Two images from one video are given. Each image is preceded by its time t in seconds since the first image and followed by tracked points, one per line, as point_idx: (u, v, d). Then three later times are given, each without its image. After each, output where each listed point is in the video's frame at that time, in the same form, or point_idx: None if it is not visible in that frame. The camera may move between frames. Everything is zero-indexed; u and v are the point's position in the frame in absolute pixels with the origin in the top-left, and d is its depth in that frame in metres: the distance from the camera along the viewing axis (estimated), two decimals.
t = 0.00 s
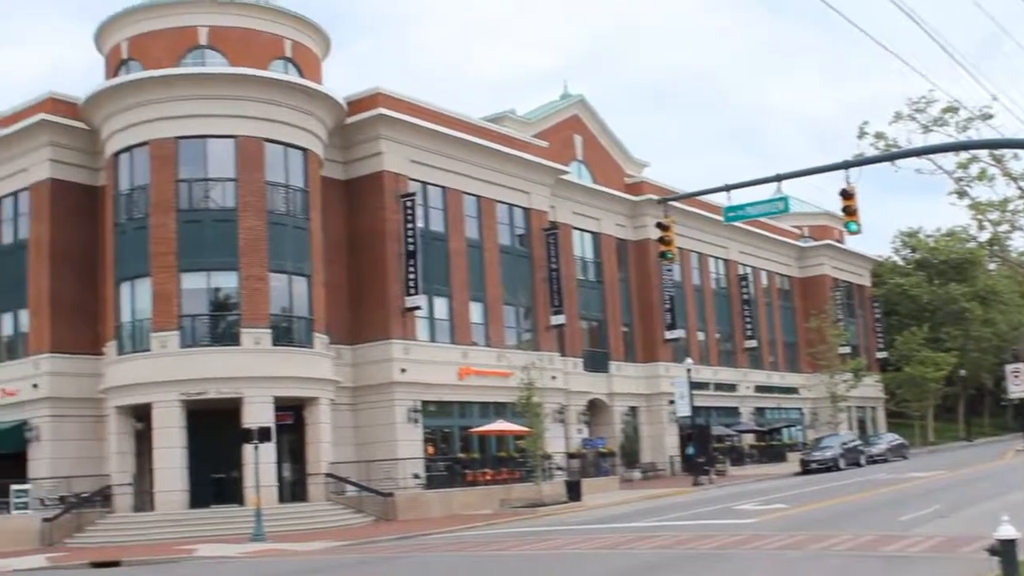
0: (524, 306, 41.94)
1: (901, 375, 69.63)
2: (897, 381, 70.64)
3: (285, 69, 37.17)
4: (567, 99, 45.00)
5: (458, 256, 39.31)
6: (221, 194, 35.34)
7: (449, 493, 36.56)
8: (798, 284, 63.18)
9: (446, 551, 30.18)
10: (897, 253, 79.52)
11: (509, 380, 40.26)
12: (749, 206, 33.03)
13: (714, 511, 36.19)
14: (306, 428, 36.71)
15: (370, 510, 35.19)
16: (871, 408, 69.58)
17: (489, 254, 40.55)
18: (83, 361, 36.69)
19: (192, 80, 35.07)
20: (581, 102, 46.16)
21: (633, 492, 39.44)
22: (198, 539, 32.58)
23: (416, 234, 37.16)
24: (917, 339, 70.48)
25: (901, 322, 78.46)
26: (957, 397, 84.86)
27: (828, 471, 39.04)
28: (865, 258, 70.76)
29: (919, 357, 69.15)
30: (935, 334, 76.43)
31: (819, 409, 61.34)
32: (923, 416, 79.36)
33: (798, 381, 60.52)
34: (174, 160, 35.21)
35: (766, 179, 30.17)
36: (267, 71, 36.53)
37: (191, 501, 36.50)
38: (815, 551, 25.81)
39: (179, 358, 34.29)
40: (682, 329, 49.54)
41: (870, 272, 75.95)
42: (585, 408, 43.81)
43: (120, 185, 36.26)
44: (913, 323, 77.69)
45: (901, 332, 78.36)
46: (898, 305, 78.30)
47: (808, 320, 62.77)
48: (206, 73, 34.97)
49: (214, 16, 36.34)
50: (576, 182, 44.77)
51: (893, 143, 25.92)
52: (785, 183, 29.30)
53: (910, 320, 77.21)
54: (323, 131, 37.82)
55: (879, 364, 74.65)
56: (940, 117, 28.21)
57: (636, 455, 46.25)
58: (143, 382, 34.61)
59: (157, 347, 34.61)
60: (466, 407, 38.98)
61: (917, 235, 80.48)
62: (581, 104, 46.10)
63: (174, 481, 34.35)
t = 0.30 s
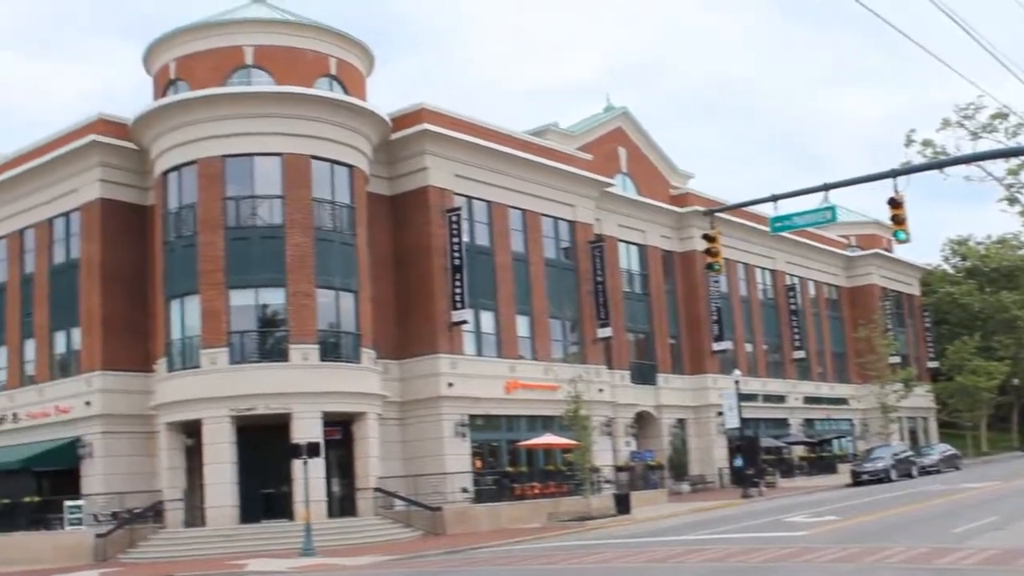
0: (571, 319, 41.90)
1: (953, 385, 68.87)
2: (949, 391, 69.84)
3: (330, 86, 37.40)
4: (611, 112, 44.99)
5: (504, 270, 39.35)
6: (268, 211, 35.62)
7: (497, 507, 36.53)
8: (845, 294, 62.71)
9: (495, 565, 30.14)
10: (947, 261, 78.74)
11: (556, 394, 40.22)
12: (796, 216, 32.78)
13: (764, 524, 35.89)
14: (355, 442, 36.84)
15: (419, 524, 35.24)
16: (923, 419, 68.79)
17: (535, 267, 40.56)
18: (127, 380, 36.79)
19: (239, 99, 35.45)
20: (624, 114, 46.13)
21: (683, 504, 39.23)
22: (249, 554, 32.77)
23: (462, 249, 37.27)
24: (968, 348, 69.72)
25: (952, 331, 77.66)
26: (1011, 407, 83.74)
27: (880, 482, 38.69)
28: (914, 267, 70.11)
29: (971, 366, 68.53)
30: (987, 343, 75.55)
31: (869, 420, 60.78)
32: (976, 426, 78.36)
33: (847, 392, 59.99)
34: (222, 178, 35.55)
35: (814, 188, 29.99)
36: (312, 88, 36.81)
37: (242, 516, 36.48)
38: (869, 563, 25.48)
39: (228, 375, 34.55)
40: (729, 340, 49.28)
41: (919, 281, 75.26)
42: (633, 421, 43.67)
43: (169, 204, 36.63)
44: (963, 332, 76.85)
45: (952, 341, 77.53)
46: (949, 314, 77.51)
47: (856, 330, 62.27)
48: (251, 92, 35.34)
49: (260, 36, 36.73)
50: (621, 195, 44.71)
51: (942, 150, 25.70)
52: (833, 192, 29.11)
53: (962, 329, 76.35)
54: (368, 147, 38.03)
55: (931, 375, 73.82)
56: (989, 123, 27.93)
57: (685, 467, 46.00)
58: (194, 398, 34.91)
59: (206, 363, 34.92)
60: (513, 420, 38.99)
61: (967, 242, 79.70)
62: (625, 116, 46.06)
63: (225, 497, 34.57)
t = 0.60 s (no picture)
0: (610, 323, 41.83)
1: (996, 390, 68.30)
2: (993, 396, 69.14)
3: (369, 93, 37.56)
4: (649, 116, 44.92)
5: (542, 275, 39.35)
6: (307, 217, 35.80)
7: (536, 512, 36.48)
8: (886, 298, 62.23)
9: (534, 569, 30.09)
10: (989, 265, 78.04)
11: (596, 399, 40.18)
12: (837, 219, 32.48)
13: (806, 529, 35.62)
14: (394, 447, 36.84)
15: (458, 529, 35.20)
16: (966, 424, 68.09)
17: (573, 272, 40.54)
18: (170, 386, 37.06)
19: (279, 107, 35.69)
20: (663, 118, 46.04)
21: (723, 509, 39.05)
22: (289, 558, 32.88)
23: (500, 254, 37.31)
24: (1012, 352, 69.03)
25: (995, 336, 76.92)
26: None
27: (922, 488, 38.42)
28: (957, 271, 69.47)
29: (1015, 371, 68.38)
30: None
31: (911, 425, 60.25)
32: (1021, 431, 77.49)
33: (889, 397, 59.49)
34: (262, 184, 35.79)
35: (854, 192, 29.79)
36: (350, 94, 36.98)
37: (282, 520, 36.48)
38: (913, 568, 25.21)
39: (268, 380, 34.73)
40: (769, 345, 49.03)
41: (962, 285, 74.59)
42: (672, 426, 43.52)
43: (210, 210, 36.91)
44: (1007, 336, 76.10)
45: (995, 346, 76.78)
46: (992, 318, 76.76)
47: (898, 334, 61.82)
48: (291, 99, 35.56)
49: (299, 43, 36.98)
50: (660, 199, 44.59)
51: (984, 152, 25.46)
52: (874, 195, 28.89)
53: (1005, 333, 75.60)
54: (407, 153, 38.16)
55: (974, 379, 73.13)
56: None
57: (725, 472, 45.76)
58: (234, 403, 35.11)
59: (247, 369, 35.12)
60: (552, 425, 39.01)
61: (1010, 246, 78.96)
62: (664, 120, 45.97)
63: (265, 501, 34.73)
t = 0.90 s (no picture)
0: (649, 324, 41.77)
1: None
2: None
3: (408, 95, 37.65)
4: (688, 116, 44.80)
5: (581, 275, 39.33)
6: (347, 218, 35.97)
7: (575, 513, 36.46)
8: (928, 299, 61.72)
9: (573, 570, 30.07)
10: None
11: (635, 400, 40.12)
12: (876, 220, 32.05)
13: (847, 532, 35.37)
14: (433, 447, 36.92)
15: (497, 530, 35.27)
16: (1009, 426, 67.40)
17: (612, 274, 40.49)
18: (210, 386, 37.27)
19: (318, 108, 35.86)
20: (702, 118, 45.90)
21: (764, 512, 38.86)
22: (328, 558, 33.05)
23: (539, 255, 37.34)
24: None
25: None
26: None
27: (965, 491, 38.10)
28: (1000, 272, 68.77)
29: None
30: None
31: (953, 427, 59.71)
32: None
33: (930, 399, 59.01)
34: (301, 186, 35.99)
35: (897, 192, 29.53)
36: (389, 96, 37.08)
37: (322, 520, 36.68)
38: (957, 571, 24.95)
39: (308, 381, 34.91)
40: (810, 346, 48.75)
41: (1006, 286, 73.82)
42: (711, 427, 43.38)
43: (250, 212, 37.13)
44: None
45: None
46: None
47: (940, 335, 61.31)
48: (330, 101, 35.73)
49: (339, 45, 37.13)
50: (699, 199, 44.44)
51: None
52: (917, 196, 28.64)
53: None
54: (446, 154, 38.23)
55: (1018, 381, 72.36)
56: None
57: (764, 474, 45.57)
58: (275, 403, 35.32)
59: (287, 369, 35.33)
60: (591, 426, 39.03)
61: None
62: (703, 120, 45.82)
63: (305, 501, 34.92)
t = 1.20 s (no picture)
0: (691, 326, 41.65)
1: None
2: None
3: (450, 96, 37.76)
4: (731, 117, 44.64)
5: (623, 276, 39.28)
6: (389, 220, 36.10)
7: (617, 514, 36.40)
8: (974, 301, 61.07)
9: (614, 571, 29.98)
10: None
11: (677, 402, 40.04)
12: (921, 220, 31.53)
13: (892, 536, 35.03)
14: (474, 448, 37.02)
15: (539, 532, 35.27)
16: None
17: (654, 275, 40.41)
18: (253, 386, 37.51)
19: (361, 110, 36.01)
20: (745, 119, 45.72)
21: (807, 514, 38.60)
22: (370, 558, 33.13)
23: (581, 256, 37.33)
24: None
25: None
26: None
27: (1012, 495, 37.63)
28: None
29: None
30: None
31: (1000, 430, 59.03)
32: None
33: (977, 402, 58.39)
34: (344, 188, 36.14)
35: (943, 192, 29.16)
36: (432, 98, 37.17)
37: (364, 520, 36.90)
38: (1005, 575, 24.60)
39: (351, 381, 35.05)
40: (854, 348, 48.41)
41: None
42: (754, 429, 43.19)
43: (293, 214, 37.33)
44: None
45: None
46: None
47: (986, 337, 60.68)
48: (373, 102, 35.87)
49: (381, 47, 37.30)
50: (741, 200, 44.25)
51: None
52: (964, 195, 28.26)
53: None
54: (488, 156, 38.28)
55: None
56: None
57: (807, 477, 45.28)
58: (318, 404, 35.47)
59: (330, 370, 35.49)
60: (633, 428, 39.01)
61: None
62: (746, 121, 45.64)
63: (347, 501, 35.05)
